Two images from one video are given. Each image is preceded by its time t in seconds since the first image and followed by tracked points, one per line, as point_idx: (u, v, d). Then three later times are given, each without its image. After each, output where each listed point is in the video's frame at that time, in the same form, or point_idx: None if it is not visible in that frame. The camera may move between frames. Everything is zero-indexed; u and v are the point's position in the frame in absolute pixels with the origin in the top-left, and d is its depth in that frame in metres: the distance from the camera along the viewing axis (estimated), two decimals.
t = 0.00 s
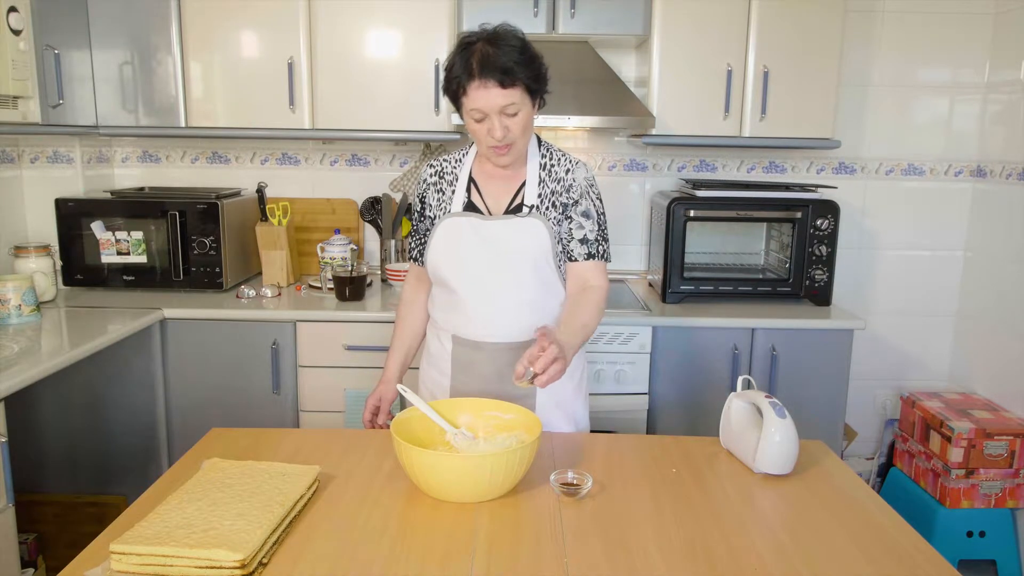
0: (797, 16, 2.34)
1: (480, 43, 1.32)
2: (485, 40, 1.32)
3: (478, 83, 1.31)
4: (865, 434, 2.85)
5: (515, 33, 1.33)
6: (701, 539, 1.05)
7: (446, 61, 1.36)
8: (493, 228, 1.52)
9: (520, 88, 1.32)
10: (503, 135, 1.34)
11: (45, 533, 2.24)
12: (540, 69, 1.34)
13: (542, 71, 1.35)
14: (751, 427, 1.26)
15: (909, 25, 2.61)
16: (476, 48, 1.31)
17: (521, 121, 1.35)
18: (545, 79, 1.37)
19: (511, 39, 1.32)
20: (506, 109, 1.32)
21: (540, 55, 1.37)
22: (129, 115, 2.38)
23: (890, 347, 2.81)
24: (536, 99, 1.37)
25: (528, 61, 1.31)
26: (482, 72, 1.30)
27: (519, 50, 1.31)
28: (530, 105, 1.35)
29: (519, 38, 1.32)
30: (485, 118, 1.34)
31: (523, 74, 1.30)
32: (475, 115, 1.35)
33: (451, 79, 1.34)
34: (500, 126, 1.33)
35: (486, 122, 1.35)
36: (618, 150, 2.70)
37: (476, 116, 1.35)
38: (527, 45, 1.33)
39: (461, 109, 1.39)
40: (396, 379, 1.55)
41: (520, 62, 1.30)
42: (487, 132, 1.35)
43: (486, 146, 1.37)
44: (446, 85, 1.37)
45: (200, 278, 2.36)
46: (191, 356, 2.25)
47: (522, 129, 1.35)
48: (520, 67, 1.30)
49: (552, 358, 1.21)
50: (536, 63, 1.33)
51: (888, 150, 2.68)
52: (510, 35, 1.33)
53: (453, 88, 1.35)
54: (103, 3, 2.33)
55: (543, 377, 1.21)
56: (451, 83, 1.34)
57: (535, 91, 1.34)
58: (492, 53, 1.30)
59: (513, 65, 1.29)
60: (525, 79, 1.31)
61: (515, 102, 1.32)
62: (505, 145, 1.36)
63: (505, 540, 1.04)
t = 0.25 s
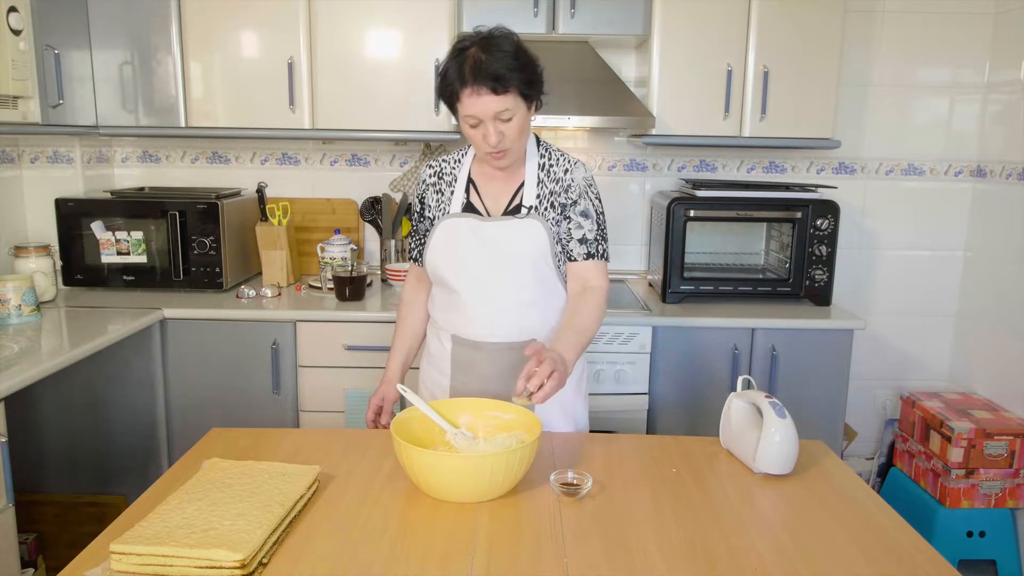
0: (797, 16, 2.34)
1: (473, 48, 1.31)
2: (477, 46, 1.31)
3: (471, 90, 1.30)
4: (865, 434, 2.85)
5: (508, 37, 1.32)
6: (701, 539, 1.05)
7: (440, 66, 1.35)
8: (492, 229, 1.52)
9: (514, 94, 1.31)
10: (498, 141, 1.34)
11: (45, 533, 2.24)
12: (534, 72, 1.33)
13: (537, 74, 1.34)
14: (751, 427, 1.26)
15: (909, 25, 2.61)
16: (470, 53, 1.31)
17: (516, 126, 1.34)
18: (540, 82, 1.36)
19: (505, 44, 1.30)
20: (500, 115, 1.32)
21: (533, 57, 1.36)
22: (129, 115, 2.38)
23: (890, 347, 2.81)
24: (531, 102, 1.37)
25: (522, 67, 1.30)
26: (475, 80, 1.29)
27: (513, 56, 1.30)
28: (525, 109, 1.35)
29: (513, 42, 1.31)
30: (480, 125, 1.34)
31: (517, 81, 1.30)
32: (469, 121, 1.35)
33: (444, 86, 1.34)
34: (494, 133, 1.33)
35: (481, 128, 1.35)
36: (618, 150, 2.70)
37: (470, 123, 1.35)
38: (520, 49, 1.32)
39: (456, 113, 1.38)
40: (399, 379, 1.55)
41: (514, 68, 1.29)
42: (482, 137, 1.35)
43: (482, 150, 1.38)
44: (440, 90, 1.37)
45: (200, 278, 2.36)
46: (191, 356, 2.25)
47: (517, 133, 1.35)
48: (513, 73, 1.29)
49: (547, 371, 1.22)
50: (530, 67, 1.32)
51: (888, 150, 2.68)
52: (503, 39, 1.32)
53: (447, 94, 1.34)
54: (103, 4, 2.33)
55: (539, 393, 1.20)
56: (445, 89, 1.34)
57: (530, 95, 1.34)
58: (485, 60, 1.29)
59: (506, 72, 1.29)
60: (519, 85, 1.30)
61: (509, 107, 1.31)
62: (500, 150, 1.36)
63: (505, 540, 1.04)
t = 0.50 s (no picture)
0: (797, 16, 2.34)
1: (466, 50, 1.31)
2: (469, 48, 1.31)
3: (464, 94, 1.30)
4: (865, 434, 2.85)
5: (501, 38, 1.31)
6: (701, 539, 1.05)
7: (433, 68, 1.34)
8: (491, 231, 1.52)
9: (507, 97, 1.31)
10: (492, 143, 1.34)
11: (45, 533, 2.24)
12: (528, 74, 1.33)
13: (530, 75, 1.34)
14: (752, 427, 1.26)
15: (909, 24, 2.61)
16: (462, 56, 1.30)
17: (509, 128, 1.34)
18: (534, 82, 1.36)
19: (497, 46, 1.30)
20: (494, 118, 1.32)
21: (527, 57, 1.35)
22: (129, 115, 2.38)
23: (890, 347, 2.81)
24: (525, 102, 1.36)
25: (514, 69, 1.29)
26: (467, 83, 1.29)
27: (505, 59, 1.29)
28: (518, 110, 1.35)
29: (505, 44, 1.31)
30: (473, 128, 1.34)
31: (509, 84, 1.29)
32: (463, 124, 1.35)
33: (437, 89, 1.34)
34: (487, 136, 1.33)
35: (475, 131, 1.35)
36: (617, 150, 2.70)
37: (464, 125, 1.35)
38: (512, 51, 1.31)
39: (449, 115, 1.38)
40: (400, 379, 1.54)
41: (506, 71, 1.29)
42: (476, 140, 1.35)
43: (476, 152, 1.38)
44: (434, 92, 1.36)
45: (200, 278, 2.36)
46: (191, 356, 2.25)
47: (511, 135, 1.35)
48: (505, 76, 1.28)
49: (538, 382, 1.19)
50: (523, 69, 1.31)
51: (888, 150, 2.68)
52: (495, 41, 1.31)
53: (440, 96, 1.34)
54: (103, 4, 2.33)
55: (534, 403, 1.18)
56: (438, 92, 1.34)
57: (523, 97, 1.33)
58: (477, 64, 1.28)
59: (498, 76, 1.28)
60: (512, 88, 1.30)
61: (502, 110, 1.31)
62: (495, 151, 1.37)
63: (505, 540, 1.04)
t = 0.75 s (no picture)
0: (797, 16, 2.34)
1: (456, 52, 1.31)
2: (460, 50, 1.31)
3: (455, 96, 1.30)
4: (865, 434, 2.85)
5: (490, 39, 1.30)
6: (702, 539, 1.05)
7: (425, 71, 1.35)
8: (487, 232, 1.51)
9: (497, 97, 1.30)
10: (484, 144, 1.34)
11: (45, 533, 2.24)
12: (519, 74, 1.32)
13: (522, 75, 1.33)
14: (751, 427, 1.26)
15: (909, 24, 2.61)
16: (452, 58, 1.30)
17: (502, 129, 1.34)
18: (526, 81, 1.35)
19: (487, 47, 1.29)
20: (485, 119, 1.32)
21: (518, 57, 1.34)
22: (129, 115, 2.38)
23: (889, 347, 2.81)
24: (518, 102, 1.36)
25: (504, 70, 1.29)
26: (457, 86, 1.29)
27: (495, 60, 1.29)
28: (511, 110, 1.34)
29: (495, 45, 1.30)
30: (466, 129, 1.34)
31: (499, 84, 1.29)
32: (455, 126, 1.35)
33: (429, 91, 1.34)
34: (479, 137, 1.33)
35: (467, 133, 1.35)
36: (617, 150, 2.70)
37: (457, 127, 1.35)
38: (501, 51, 1.30)
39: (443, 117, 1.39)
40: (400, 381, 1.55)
41: (495, 72, 1.28)
42: (469, 142, 1.35)
43: (470, 153, 1.39)
44: (426, 94, 1.37)
45: (200, 278, 2.36)
46: (191, 356, 2.25)
47: (504, 135, 1.34)
48: (495, 77, 1.28)
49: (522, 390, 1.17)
50: (513, 69, 1.31)
51: (888, 150, 2.68)
52: (486, 42, 1.30)
53: (433, 98, 1.35)
54: (103, 3, 2.33)
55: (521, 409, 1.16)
56: (430, 95, 1.34)
57: (515, 97, 1.33)
58: (466, 66, 1.28)
59: (487, 77, 1.28)
60: (502, 89, 1.30)
61: (493, 111, 1.31)
62: (488, 152, 1.37)
63: (505, 540, 1.04)
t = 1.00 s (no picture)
0: (797, 16, 2.33)
1: (443, 55, 1.30)
2: (446, 52, 1.30)
3: (443, 99, 1.30)
4: (865, 434, 2.85)
5: (477, 41, 1.30)
6: (702, 539, 1.05)
7: (413, 74, 1.35)
8: (482, 233, 1.51)
9: (486, 98, 1.30)
10: (475, 145, 1.35)
11: (45, 533, 2.24)
12: (507, 74, 1.32)
13: (510, 74, 1.33)
14: (751, 426, 1.26)
15: (909, 24, 2.61)
16: (439, 61, 1.30)
17: (491, 129, 1.34)
18: (515, 80, 1.35)
19: (473, 49, 1.29)
20: (475, 121, 1.32)
21: (506, 56, 1.33)
22: (129, 115, 2.38)
23: (889, 347, 2.81)
24: (508, 102, 1.35)
25: (491, 71, 1.28)
26: (444, 89, 1.29)
27: (481, 61, 1.28)
28: (500, 111, 1.34)
29: (482, 46, 1.29)
30: (456, 131, 1.35)
31: (487, 86, 1.28)
32: (445, 128, 1.35)
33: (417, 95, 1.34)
34: (469, 139, 1.33)
35: (458, 134, 1.35)
36: (617, 150, 2.70)
37: (447, 129, 1.35)
38: (487, 52, 1.29)
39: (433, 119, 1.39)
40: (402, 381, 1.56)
41: (482, 74, 1.28)
42: (459, 143, 1.36)
43: (462, 154, 1.39)
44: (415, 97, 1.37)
45: (200, 278, 2.36)
46: (191, 356, 2.25)
47: (495, 135, 1.35)
48: (482, 79, 1.28)
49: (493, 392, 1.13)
50: (500, 70, 1.30)
51: (888, 150, 2.68)
52: (471, 43, 1.30)
53: (421, 101, 1.35)
54: (103, 3, 2.33)
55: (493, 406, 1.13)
56: (419, 98, 1.34)
57: (503, 97, 1.32)
58: (453, 68, 1.27)
59: (474, 79, 1.27)
60: (490, 90, 1.29)
61: (482, 112, 1.31)
62: (479, 153, 1.37)
63: (505, 540, 1.04)
